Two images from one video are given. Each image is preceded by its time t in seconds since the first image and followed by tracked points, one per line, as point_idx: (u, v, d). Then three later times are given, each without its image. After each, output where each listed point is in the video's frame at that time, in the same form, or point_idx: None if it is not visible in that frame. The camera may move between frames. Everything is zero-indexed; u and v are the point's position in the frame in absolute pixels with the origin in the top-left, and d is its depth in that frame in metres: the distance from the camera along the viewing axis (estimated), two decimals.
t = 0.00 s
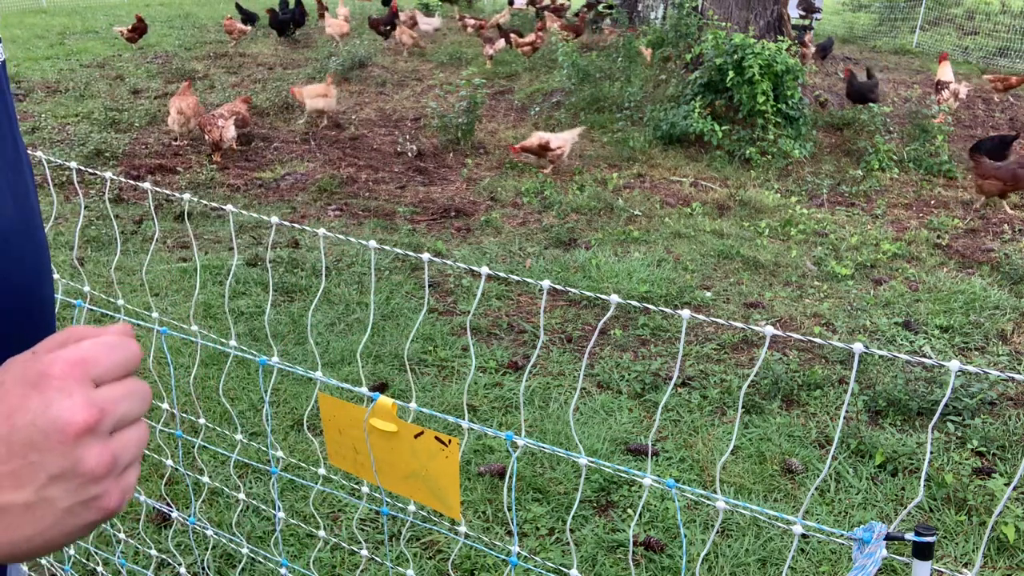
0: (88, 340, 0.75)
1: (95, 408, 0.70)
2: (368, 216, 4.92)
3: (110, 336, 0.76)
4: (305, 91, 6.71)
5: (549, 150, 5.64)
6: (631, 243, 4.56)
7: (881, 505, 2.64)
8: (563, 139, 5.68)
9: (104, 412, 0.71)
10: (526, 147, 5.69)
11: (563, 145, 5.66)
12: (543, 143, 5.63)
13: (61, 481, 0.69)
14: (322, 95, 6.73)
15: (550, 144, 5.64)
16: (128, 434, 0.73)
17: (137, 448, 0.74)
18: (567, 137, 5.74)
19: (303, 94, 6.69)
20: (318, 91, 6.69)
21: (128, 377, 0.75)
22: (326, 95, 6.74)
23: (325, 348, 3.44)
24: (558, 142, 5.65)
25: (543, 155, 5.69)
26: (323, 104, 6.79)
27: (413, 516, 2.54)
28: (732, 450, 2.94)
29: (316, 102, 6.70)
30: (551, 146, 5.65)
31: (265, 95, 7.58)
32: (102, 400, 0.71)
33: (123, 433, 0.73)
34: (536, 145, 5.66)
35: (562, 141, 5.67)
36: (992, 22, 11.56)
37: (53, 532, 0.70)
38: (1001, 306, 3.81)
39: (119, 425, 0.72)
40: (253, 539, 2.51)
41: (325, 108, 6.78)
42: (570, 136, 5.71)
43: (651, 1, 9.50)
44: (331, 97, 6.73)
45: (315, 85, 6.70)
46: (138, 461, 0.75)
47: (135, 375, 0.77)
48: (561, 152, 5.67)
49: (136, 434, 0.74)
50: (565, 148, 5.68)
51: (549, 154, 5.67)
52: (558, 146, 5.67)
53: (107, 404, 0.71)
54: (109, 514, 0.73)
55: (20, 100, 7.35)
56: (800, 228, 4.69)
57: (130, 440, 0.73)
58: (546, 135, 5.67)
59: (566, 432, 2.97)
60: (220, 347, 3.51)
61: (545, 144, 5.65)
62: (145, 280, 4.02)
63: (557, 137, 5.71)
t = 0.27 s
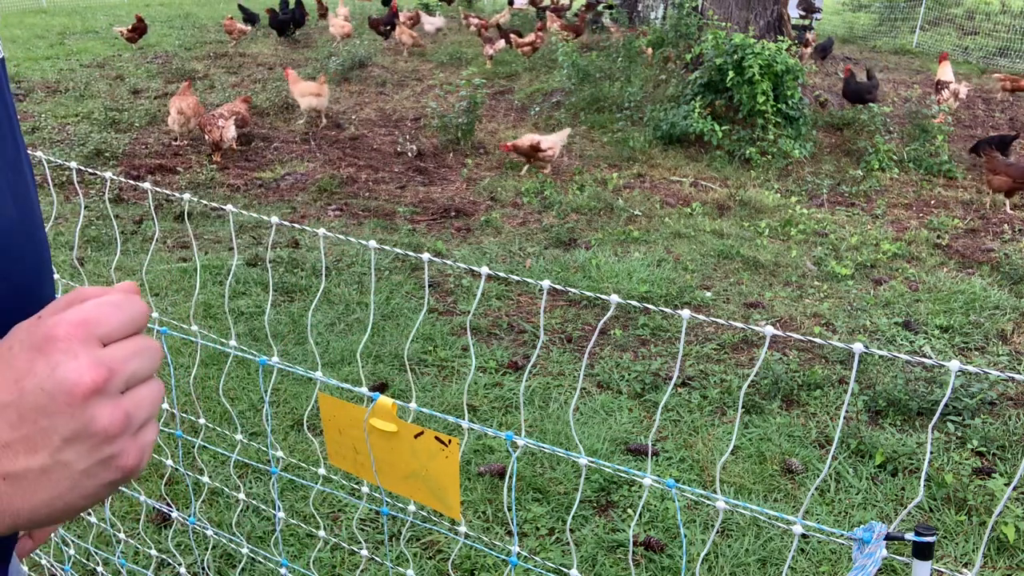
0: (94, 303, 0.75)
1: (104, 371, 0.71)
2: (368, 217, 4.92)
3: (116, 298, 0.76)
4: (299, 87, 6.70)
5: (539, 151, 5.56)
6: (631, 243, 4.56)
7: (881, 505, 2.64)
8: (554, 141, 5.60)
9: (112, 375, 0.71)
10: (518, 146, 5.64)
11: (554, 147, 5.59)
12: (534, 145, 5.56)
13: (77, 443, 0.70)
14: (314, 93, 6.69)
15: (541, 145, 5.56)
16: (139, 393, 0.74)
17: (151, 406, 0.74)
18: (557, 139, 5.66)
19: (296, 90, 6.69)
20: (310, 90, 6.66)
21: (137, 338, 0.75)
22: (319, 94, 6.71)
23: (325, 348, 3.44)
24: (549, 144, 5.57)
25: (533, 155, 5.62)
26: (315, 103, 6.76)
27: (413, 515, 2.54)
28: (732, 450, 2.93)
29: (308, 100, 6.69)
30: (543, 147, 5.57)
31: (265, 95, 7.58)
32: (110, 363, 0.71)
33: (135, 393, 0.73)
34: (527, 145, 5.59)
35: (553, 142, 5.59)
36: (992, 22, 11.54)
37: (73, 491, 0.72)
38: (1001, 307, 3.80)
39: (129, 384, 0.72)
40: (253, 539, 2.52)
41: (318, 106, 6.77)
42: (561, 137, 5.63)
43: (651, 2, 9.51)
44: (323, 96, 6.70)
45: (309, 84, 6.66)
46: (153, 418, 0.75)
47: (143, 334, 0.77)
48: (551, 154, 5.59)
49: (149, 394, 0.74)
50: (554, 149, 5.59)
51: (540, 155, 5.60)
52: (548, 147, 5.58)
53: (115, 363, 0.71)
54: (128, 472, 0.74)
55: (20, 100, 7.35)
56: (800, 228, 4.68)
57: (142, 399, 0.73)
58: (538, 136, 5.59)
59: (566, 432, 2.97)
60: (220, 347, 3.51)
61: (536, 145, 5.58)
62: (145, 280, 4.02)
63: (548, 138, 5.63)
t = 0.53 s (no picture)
0: (91, 298, 0.75)
1: (104, 366, 0.71)
2: (368, 217, 4.92)
3: (112, 293, 0.77)
4: (296, 86, 6.72)
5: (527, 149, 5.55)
6: (631, 243, 4.56)
7: (881, 505, 2.64)
8: (541, 136, 5.57)
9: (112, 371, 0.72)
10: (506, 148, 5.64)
11: (541, 142, 5.55)
12: (521, 143, 5.55)
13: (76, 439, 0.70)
14: (310, 91, 6.71)
15: (528, 143, 5.54)
16: (136, 389, 0.74)
17: (146, 403, 0.75)
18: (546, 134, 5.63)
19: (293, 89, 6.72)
20: (307, 88, 6.68)
21: (133, 333, 0.75)
22: (315, 93, 6.73)
23: (325, 348, 3.44)
24: (535, 140, 5.55)
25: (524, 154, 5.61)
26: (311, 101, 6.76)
27: (413, 515, 2.54)
28: (732, 450, 2.93)
29: (304, 99, 6.71)
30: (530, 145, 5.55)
31: (265, 95, 7.58)
32: (109, 359, 0.72)
33: (132, 388, 0.73)
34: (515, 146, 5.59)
35: (540, 138, 5.56)
36: (992, 22, 11.53)
37: (70, 487, 0.72)
38: (1001, 307, 3.81)
39: (127, 379, 0.73)
40: (253, 538, 2.51)
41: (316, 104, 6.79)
42: (548, 132, 5.60)
43: (651, 2, 9.51)
44: (320, 93, 6.72)
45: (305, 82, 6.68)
46: (148, 414, 0.76)
47: (140, 331, 0.77)
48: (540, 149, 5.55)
49: (146, 388, 0.75)
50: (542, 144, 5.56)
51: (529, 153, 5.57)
52: (536, 144, 5.56)
53: (114, 358, 0.72)
54: (123, 467, 0.74)
55: (20, 100, 7.35)
56: (800, 228, 4.69)
57: (138, 395, 0.74)
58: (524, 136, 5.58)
59: (566, 432, 2.97)
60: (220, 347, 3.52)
61: (523, 143, 5.56)
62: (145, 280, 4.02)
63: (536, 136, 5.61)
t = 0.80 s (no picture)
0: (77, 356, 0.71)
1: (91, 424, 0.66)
2: (368, 217, 4.92)
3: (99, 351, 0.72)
4: (294, 86, 6.77)
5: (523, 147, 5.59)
6: (631, 243, 4.56)
7: (881, 505, 2.64)
8: (538, 137, 5.62)
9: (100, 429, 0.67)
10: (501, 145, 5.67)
11: (537, 142, 5.60)
12: (517, 141, 5.58)
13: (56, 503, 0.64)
14: (309, 91, 6.77)
15: (524, 142, 5.59)
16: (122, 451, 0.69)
17: (135, 462, 0.69)
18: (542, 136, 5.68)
19: (291, 88, 6.75)
20: (306, 88, 6.74)
21: (121, 391, 0.71)
22: (315, 92, 6.78)
23: (325, 348, 3.44)
24: (531, 139, 5.60)
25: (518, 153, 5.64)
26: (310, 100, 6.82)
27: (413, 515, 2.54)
28: (732, 450, 2.94)
29: (304, 98, 6.77)
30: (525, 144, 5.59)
31: (264, 95, 7.58)
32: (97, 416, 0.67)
33: (120, 448, 0.68)
34: (510, 143, 5.61)
35: (537, 139, 5.61)
36: (992, 22, 11.52)
37: (50, 554, 0.65)
38: (1001, 307, 3.81)
39: (115, 436, 0.68)
40: (253, 539, 2.51)
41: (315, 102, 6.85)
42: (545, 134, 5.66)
43: (651, 2, 9.51)
44: (319, 93, 6.77)
45: (303, 81, 6.74)
46: (135, 478, 0.70)
47: (128, 392, 0.73)
48: (536, 150, 5.60)
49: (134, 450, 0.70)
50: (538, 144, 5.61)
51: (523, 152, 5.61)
52: (532, 144, 5.60)
53: (102, 411, 0.67)
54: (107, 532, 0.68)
55: (20, 100, 7.35)
56: (800, 228, 4.68)
57: (127, 455, 0.69)
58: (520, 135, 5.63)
59: (566, 432, 2.97)
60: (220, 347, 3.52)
61: (519, 142, 5.60)
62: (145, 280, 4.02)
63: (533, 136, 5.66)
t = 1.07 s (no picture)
0: (39, 380, 0.77)
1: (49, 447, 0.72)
2: (368, 217, 4.92)
3: (61, 376, 0.78)
4: (293, 86, 6.80)
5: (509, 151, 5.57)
6: (631, 243, 4.56)
7: (881, 505, 2.64)
8: (526, 141, 5.59)
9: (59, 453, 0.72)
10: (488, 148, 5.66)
11: (523, 146, 5.57)
12: (504, 145, 5.57)
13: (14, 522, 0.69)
14: (309, 91, 6.83)
15: (511, 146, 5.57)
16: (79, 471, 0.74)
17: (92, 485, 0.75)
18: (530, 138, 5.64)
19: (291, 88, 6.78)
20: (305, 88, 6.79)
21: (80, 415, 0.76)
22: (314, 92, 6.83)
23: (325, 348, 3.44)
24: (517, 143, 5.57)
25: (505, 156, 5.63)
26: (311, 100, 6.88)
27: (413, 515, 2.54)
28: (732, 450, 2.94)
29: (303, 97, 6.82)
30: (511, 148, 5.58)
31: (264, 95, 7.58)
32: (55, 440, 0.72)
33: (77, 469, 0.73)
34: (497, 146, 5.60)
35: (524, 143, 5.59)
36: (992, 22, 11.51)
37: (9, 566, 0.70)
38: (1001, 307, 3.81)
39: (73, 460, 0.73)
40: (253, 538, 2.51)
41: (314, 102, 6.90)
42: (534, 137, 5.63)
43: (651, 2, 9.51)
44: (319, 92, 6.82)
45: (303, 82, 6.78)
46: (94, 499, 0.75)
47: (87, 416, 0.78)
48: (523, 154, 5.58)
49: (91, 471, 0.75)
50: (525, 148, 5.58)
51: (510, 156, 5.60)
52: (520, 147, 5.59)
53: (61, 434, 0.73)
54: (65, 548, 0.72)
55: (20, 100, 7.35)
56: (800, 228, 4.69)
57: (85, 476, 0.74)
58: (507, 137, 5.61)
59: (566, 432, 2.97)
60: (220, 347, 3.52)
61: (505, 145, 5.58)
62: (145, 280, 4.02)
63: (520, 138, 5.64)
